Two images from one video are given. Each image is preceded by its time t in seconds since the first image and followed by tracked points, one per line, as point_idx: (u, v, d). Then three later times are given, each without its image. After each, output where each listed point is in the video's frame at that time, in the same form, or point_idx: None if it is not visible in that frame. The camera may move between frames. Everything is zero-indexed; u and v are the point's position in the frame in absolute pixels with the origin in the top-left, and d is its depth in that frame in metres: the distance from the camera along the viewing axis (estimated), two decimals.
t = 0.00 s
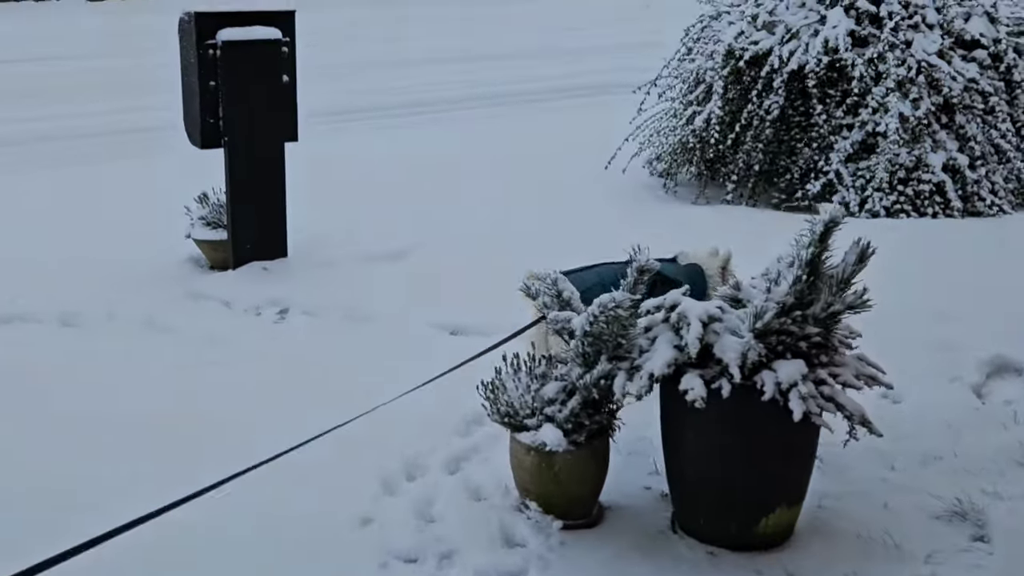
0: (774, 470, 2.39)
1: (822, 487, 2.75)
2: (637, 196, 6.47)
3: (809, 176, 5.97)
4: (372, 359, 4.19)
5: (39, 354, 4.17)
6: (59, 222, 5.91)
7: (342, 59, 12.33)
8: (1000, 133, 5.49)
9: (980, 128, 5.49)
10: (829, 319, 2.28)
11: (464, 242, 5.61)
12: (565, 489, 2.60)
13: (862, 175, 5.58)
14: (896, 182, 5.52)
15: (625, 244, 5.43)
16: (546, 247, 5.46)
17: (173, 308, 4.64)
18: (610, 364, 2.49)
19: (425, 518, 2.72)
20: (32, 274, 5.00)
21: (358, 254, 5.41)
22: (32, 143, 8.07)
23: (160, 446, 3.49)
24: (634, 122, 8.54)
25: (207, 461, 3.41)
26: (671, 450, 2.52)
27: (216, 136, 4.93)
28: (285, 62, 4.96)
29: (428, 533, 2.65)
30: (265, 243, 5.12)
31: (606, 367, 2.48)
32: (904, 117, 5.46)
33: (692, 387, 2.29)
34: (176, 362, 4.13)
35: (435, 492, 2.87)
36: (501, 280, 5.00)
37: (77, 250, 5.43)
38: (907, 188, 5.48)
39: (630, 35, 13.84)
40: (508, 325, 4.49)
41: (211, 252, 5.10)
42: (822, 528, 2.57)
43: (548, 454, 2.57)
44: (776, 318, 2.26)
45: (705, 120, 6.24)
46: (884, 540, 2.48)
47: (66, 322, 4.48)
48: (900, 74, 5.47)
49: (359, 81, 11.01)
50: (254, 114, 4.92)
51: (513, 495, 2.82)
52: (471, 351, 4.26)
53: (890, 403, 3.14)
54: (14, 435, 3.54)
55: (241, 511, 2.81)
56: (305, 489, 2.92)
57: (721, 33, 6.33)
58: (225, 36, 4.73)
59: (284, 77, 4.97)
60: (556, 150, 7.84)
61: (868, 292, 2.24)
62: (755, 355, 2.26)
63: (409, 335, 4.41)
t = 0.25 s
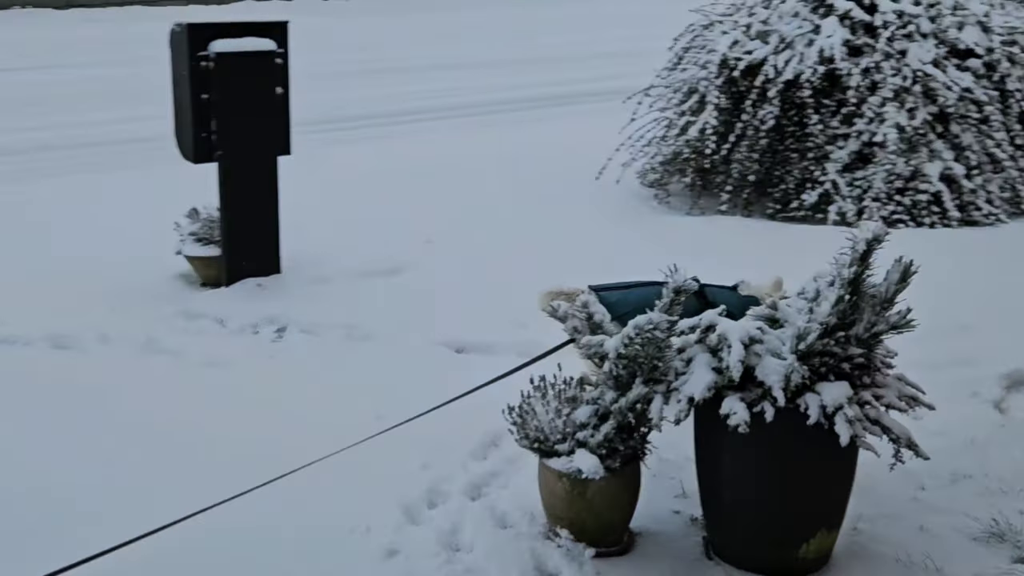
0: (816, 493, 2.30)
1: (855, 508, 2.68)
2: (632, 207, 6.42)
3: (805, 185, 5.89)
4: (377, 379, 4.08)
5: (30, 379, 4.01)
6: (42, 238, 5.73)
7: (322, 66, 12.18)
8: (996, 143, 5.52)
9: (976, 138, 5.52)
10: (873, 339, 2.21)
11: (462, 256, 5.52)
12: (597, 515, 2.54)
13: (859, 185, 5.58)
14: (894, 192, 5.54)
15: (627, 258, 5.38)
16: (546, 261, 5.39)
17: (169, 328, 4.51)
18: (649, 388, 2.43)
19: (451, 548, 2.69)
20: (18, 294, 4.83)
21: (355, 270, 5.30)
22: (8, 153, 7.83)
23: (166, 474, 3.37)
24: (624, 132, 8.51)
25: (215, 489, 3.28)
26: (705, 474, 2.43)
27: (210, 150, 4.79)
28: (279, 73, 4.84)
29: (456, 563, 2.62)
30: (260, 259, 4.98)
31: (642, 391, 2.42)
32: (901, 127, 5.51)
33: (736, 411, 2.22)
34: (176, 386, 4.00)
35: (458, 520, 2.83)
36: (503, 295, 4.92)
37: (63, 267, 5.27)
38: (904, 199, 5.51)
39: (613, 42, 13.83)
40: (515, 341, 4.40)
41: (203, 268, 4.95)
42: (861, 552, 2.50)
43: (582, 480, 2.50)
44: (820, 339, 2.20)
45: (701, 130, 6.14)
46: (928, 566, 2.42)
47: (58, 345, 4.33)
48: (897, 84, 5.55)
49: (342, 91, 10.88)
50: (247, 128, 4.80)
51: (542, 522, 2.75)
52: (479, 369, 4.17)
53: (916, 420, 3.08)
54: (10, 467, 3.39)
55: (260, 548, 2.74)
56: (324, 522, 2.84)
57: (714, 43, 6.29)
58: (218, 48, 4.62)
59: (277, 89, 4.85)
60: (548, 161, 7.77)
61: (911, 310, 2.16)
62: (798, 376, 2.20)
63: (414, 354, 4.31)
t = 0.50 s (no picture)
0: (841, 510, 2.29)
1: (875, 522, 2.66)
2: (622, 215, 6.40)
3: (793, 193, 5.93)
4: (377, 393, 4.03)
5: (22, 397, 3.91)
6: (25, 251, 5.60)
7: (302, 72, 12.08)
8: (982, 150, 5.57)
9: (962, 146, 5.58)
10: (898, 353, 2.20)
11: (456, 267, 5.46)
12: (619, 534, 2.52)
13: (848, 194, 5.63)
14: (883, 200, 5.59)
15: (622, 267, 5.36)
16: (541, 270, 5.35)
17: (161, 343, 4.42)
18: (674, 405, 2.42)
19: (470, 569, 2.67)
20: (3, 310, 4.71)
21: (348, 281, 5.22)
22: None
23: (168, 494, 3.28)
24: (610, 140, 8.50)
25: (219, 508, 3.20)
26: (728, 491, 2.41)
27: (200, 161, 4.72)
28: (269, 83, 4.78)
29: None
30: (251, 271, 4.89)
31: (665, 408, 2.42)
32: (890, 135, 5.55)
33: (764, 429, 2.21)
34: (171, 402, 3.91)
35: (475, 539, 2.82)
36: (500, 306, 4.86)
37: (49, 281, 5.15)
38: (893, 207, 5.56)
39: (593, 48, 13.83)
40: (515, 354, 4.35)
41: (190, 282, 4.85)
42: (883, 566, 2.47)
43: (604, 499, 2.48)
44: (846, 355, 2.19)
45: (688, 138, 6.12)
46: None
47: (48, 361, 4.22)
48: (884, 92, 5.58)
49: (324, 98, 10.78)
50: (238, 138, 4.73)
51: (562, 542, 2.73)
52: (480, 382, 4.12)
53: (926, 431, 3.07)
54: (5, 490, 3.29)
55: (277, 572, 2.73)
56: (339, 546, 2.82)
57: (701, 51, 6.29)
58: (209, 58, 4.56)
59: (269, 99, 4.80)
60: (536, 169, 7.74)
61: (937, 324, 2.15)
62: (825, 394, 2.19)
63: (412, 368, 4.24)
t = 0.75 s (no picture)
0: (846, 531, 2.22)
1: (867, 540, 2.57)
2: (591, 227, 6.33)
3: (756, 203, 5.93)
4: (352, 413, 3.89)
5: None
6: None
7: (256, 82, 11.87)
8: (944, 158, 5.63)
9: (925, 154, 5.64)
10: (903, 370, 2.16)
11: (424, 282, 5.31)
12: (617, 559, 2.44)
13: (813, 203, 5.66)
14: (847, 209, 5.64)
15: (596, 279, 5.28)
16: (512, 285, 5.24)
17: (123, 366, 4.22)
18: (672, 426, 2.35)
19: None
20: None
21: (315, 298, 5.06)
22: None
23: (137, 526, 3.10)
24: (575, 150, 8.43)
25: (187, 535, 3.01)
26: (728, 514, 2.33)
27: (159, 176, 4.54)
28: (231, 95, 4.62)
29: None
30: (213, 289, 4.71)
31: (665, 430, 2.34)
32: (854, 144, 5.58)
33: (770, 451, 2.16)
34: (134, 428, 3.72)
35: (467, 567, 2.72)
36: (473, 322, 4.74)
37: None
38: (858, 215, 5.61)
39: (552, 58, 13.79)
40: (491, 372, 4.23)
41: (149, 301, 4.65)
42: None
43: (600, 525, 2.40)
44: (852, 373, 2.15)
45: (653, 148, 6.09)
46: None
47: (2, 388, 4.01)
48: (847, 102, 5.63)
49: (281, 111, 10.57)
50: (199, 153, 4.56)
51: (555, 568, 2.64)
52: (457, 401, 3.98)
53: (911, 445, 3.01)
54: None
55: None
56: None
57: (664, 61, 6.27)
58: (167, 70, 4.38)
59: (230, 112, 4.63)
60: (502, 180, 7.64)
61: (943, 340, 2.12)
62: (832, 413, 2.15)
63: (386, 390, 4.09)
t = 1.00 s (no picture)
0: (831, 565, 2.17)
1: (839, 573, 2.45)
2: (542, 242, 6.20)
3: (704, 215, 5.90)
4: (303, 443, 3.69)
5: None
6: None
7: (193, 93, 11.51)
8: (889, 168, 5.66)
9: (870, 165, 5.66)
10: (886, 398, 2.09)
11: (372, 302, 5.10)
12: None
13: (762, 215, 5.64)
14: (796, 221, 5.61)
15: (549, 296, 5.15)
16: (463, 303, 5.07)
17: (53, 399, 3.95)
18: (648, 460, 2.23)
19: None
20: None
21: (260, 320, 4.84)
22: None
23: None
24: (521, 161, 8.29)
25: None
26: (707, 552, 2.23)
27: (92, 197, 4.30)
28: (168, 112, 4.39)
29: None
30: (149, 313, 4.45)
31: (642, 465, 2.22)
32: (801, 155, 5.58)
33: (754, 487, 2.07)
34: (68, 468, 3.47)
35: None
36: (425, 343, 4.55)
37: None
38: (806, 227, 5.58)
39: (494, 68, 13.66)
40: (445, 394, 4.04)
41: (82, 328, 4.39)
42: None
43: (575, 564, 2.26)
44: (836, 403, 2.08)
45: (599, 161, 6.02)
46: None
47: None
48: (793, 113, 5.63)
49: (215, 124, 10.20)
50: (134, 172, 4.33)
51: None
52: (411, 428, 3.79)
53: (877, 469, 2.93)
54: None
55: None
56: None
57: (609, 72, 6.19)
58: (99, 86, 4.17)
59: (167, 129, 4.41)
60: (448, 194, 7.46)
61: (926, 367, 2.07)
62: (816, 445, 2.07)
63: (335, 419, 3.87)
